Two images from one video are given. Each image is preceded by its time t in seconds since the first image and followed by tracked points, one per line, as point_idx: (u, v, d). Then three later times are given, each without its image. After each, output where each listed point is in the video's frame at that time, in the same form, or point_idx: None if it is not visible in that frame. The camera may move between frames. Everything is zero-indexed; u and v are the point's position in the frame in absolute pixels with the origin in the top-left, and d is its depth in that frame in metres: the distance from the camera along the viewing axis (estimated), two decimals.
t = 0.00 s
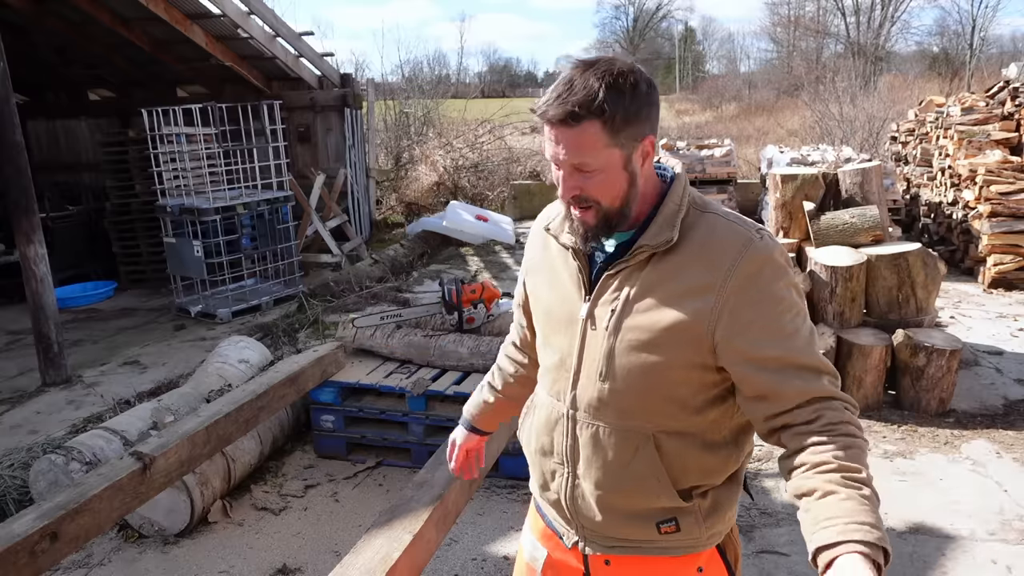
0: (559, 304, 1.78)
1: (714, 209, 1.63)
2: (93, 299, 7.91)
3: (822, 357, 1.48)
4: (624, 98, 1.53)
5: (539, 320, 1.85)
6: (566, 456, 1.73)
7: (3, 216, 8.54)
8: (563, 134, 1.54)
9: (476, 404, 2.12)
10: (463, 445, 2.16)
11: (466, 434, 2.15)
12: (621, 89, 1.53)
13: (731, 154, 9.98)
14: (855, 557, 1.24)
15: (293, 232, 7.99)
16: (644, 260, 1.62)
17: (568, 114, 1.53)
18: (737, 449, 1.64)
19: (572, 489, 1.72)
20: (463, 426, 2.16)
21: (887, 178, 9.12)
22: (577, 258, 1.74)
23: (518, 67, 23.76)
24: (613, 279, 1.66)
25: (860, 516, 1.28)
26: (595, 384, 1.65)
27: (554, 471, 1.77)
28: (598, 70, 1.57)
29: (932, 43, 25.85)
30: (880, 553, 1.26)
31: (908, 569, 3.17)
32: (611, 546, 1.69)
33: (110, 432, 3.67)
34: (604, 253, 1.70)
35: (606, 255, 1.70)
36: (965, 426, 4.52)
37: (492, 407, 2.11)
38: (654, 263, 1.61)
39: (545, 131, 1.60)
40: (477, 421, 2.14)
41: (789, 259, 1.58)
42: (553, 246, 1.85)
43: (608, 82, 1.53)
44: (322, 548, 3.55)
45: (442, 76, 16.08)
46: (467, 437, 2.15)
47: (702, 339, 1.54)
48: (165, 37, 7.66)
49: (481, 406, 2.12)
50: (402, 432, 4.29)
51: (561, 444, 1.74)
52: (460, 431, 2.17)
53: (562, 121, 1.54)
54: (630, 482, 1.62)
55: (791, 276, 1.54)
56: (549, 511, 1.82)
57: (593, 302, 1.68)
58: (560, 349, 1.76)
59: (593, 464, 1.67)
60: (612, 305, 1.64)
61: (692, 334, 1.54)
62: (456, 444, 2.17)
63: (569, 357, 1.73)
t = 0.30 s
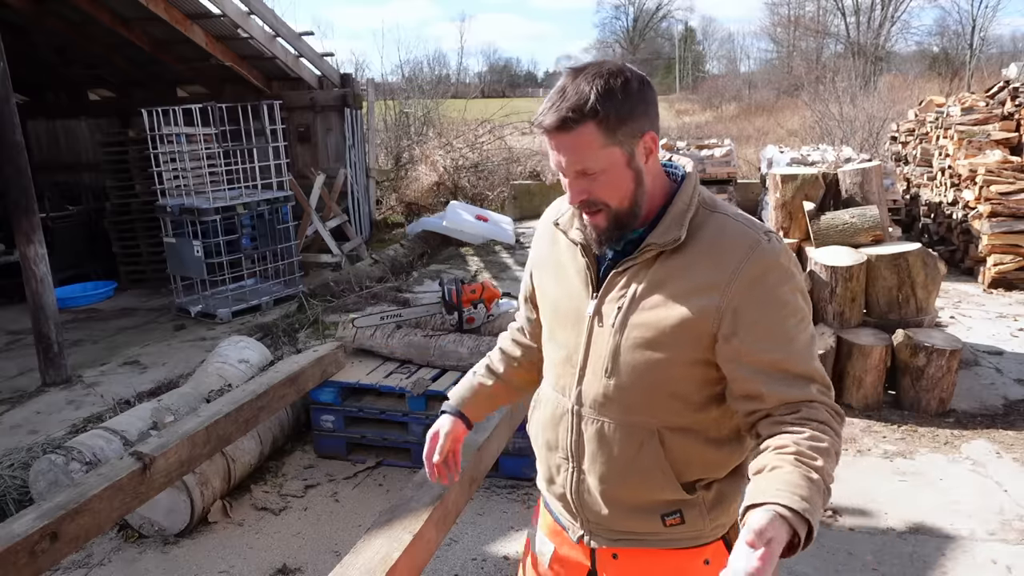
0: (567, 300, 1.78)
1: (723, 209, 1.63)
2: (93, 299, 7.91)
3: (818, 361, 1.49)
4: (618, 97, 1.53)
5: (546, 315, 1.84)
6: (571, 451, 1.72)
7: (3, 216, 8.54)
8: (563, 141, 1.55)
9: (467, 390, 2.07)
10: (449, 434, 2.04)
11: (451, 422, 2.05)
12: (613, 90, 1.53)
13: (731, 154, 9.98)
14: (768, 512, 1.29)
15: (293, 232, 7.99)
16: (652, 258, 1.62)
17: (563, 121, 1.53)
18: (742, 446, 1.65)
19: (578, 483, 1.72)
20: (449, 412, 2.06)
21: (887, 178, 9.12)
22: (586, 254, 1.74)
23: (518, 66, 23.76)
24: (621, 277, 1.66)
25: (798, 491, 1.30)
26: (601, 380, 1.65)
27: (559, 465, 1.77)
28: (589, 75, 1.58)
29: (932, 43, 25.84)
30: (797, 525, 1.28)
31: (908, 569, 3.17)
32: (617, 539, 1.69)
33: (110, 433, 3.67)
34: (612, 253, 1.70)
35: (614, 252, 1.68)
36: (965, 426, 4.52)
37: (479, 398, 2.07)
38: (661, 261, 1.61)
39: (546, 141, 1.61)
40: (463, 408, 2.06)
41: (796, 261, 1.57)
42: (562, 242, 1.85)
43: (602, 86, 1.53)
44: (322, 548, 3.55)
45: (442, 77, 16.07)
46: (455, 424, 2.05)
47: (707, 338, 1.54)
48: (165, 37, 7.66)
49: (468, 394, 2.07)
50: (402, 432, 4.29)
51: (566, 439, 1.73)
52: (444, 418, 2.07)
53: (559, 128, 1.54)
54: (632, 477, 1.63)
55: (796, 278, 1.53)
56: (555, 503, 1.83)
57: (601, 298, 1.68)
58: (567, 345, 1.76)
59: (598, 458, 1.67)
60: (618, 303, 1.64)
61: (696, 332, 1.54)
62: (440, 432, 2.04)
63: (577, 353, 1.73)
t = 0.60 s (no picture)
0: (558, 298, 1.78)
1: (711, 204, 1.63)
2: (93, 299, 7.91)
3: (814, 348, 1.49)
4: (607, 94, 1.54)
5: (537, 313, 1.84)
6: (567, 448, 1.72)
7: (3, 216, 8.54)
8: (555, 141, 1.55)
9: (445, 367, 2.09)
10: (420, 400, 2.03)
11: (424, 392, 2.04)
12: (601, 89, 1.54)
13: (731, 154, 9.98)
14: (816, 485, 1.29)
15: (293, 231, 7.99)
16: (643, 253, 1.62)
17: (554, 122, 1.53)
18: (735, 439, 1.65)
19: (574, 480, 1.72)
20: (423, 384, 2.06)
21: (887, 178, 9.12)
22: (578, 252, 1.74)
23: (518, 66, 23.76)
24: (612, 273, 1.66)
25: (831, 463, 1.31)
26: (595, 376, 1.65)
27: (555, 463, 1.77)
28: (575, 75, 1.58)
29: (932, 43, 25.83)
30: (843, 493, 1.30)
31: (908, 569, 3.17)
32: (613, 536, 1.69)
33: (110, 432, 3.67)
34: (604, 250, 1.70)
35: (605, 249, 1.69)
36: (965, 426, 4.52)
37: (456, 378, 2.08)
38: (653, 256, 1.61)
39: (537, 143, 1.61)
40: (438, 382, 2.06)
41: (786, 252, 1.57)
42: (552, 241, 1.85)
43: (590, 84, 1.54)
44: (322, 548, 3.55)
45: (442, 76, 16.07)
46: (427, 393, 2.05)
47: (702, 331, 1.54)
48: (165, 37, 7.66)
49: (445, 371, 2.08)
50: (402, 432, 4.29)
51: (561, 436, 1.73)
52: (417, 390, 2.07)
53: (550, 129, 1.54)
54: (629, 471, 1.63)
55: (786, 268, 1.54)
56: (550, 501, 1.83)
57: (592, 295, 1.68)
58: (559, 343, 1.75)
59: (594, 455, 1.67)
60: (611, 299, 1.64)
61: (691, 325, 1.54)
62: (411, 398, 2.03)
63: (569, 351, 1.72)
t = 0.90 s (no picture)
0: (556, 299, 1.77)
1: (703, 198, 1.65)
2: (93, 299, 7.90)
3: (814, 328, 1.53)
4: (606, 113, 1.53)
5: (534, 315, 1.83)
6: (569, 450, 1.71)
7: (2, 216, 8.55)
8: (557, 163, 1.53)
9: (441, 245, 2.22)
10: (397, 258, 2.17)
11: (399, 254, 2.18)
12: (599, 107, 1.53)
13: (731, 154, 9.98)
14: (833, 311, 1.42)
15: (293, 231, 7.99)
16: (642, 251, 1.62)
17: (554, 144, 1.51)
18: (735, 432, 1.66)
19: (577, 481, 1.71)
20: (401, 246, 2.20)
21: (887, 178, 9.12)
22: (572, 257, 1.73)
23: (518, 66, 23.74)
24: (611, 273, 1.66)
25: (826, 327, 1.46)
26: (599, 376, 1.65)
27: (557, 465, 1.76)
28: (571, 92, 1.57)
29: (932, 43, 25.79)
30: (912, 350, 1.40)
31: (908, 569, 3.17)
32: (617, 535, 1.70)
33: (110, 432, 3.67)
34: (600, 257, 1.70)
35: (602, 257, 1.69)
36: (965, 426, 4.52)
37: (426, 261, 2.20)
38: (652, 254, 1.61)
39: (534, 164, 1.58)
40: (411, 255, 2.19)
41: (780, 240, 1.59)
42: (545, 243, 1.84)
43: (588, 100, 1.53)
44: (322, 548, 3.55)
45: (442, 76, 16.06)
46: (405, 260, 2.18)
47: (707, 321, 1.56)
48: (165, 36, 7.66)
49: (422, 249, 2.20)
50: (402, 432, 4.29)
51: (564, 438, 1.73)
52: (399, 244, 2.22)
53: (551, 151, 1.52)
54: (634, 468, 1.63)
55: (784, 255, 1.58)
56: (553, 503, 1.82)
57: (592, 295, 1.68)
58: (558, 344, 1.74)
59: (598, 455, 1.66)
60: (612, 298, 1.64)
61: (694, 317, 1.57)
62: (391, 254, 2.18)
63: (570, 352, 1.71)
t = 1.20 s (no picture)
0: (567, 301, 1.77)
1: (715, 203, 1.65)
2: (93, 299, 7.91)
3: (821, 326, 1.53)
4: (609, 119, 1.52)
5: (545, 317, 1.83)
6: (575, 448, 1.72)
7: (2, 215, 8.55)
8: (556, 166, 1.54)
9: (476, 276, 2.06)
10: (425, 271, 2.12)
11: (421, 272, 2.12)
12: (601, 114, 1.53)
13: (731, 154, 9.99)
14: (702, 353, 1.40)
15: (293, 231, 7.99)
16: (652, 252, 1.62)
17: (556, 148, 1.52)
18: (740, 435, 1.62)
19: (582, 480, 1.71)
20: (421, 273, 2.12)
21: (887, 178, 9.12)
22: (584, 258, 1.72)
23: (518, 66, 23.72)
24: (622, 276, 1.65)
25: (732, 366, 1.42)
26: (607, 376, 1.65)
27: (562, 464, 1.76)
28: (577, 98, 1.57)
29: (932, 43, 25.81)
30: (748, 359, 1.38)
31: (908, 569, 3.17)
32: (620, 535, 1.69)
33: (110, 432, 3.67)
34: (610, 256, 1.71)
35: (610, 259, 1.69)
36: (965, 426, 4.52)
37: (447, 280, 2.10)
38: (663, 255, 1.61)
39: (537, 165, 1.59)
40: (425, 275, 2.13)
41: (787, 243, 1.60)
42: (557, 244, 1.85)
43: (593, 108, 1.53)
44: (322, 548, 3.55)
45: (442, 76, 16.05)
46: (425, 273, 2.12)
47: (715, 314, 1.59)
48: (165, 37, 7.66)
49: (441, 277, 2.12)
50: (402, 432, 4.29)
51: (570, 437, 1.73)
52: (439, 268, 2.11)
53: (552, 154, 1.53)
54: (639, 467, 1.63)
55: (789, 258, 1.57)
56: (555, 502, 1.82)
57: (603, 297, 1.67)
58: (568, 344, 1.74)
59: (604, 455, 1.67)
60: (623, 300, 1.64)
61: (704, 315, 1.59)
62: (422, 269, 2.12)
63: (579, 351, 1.72)
